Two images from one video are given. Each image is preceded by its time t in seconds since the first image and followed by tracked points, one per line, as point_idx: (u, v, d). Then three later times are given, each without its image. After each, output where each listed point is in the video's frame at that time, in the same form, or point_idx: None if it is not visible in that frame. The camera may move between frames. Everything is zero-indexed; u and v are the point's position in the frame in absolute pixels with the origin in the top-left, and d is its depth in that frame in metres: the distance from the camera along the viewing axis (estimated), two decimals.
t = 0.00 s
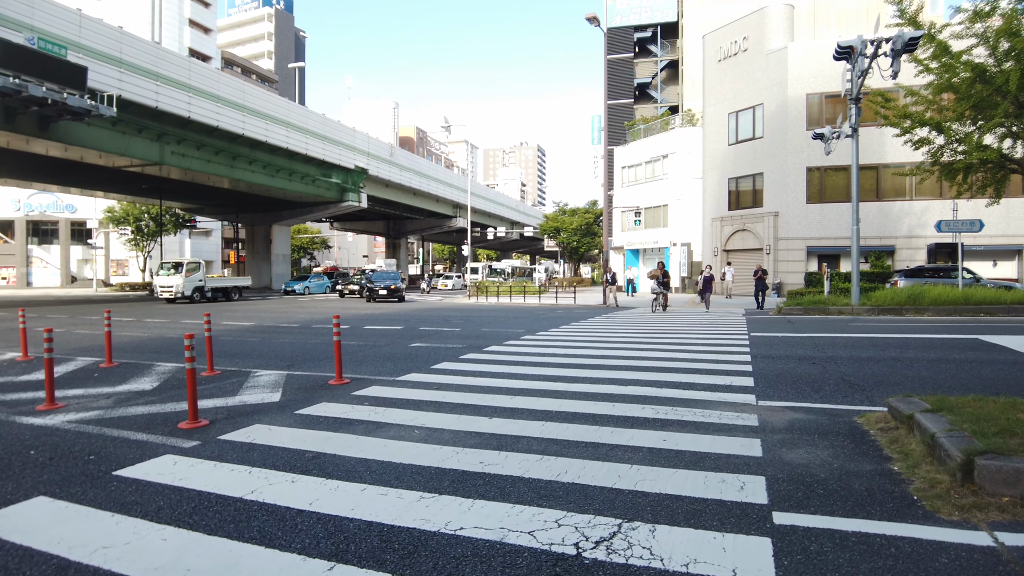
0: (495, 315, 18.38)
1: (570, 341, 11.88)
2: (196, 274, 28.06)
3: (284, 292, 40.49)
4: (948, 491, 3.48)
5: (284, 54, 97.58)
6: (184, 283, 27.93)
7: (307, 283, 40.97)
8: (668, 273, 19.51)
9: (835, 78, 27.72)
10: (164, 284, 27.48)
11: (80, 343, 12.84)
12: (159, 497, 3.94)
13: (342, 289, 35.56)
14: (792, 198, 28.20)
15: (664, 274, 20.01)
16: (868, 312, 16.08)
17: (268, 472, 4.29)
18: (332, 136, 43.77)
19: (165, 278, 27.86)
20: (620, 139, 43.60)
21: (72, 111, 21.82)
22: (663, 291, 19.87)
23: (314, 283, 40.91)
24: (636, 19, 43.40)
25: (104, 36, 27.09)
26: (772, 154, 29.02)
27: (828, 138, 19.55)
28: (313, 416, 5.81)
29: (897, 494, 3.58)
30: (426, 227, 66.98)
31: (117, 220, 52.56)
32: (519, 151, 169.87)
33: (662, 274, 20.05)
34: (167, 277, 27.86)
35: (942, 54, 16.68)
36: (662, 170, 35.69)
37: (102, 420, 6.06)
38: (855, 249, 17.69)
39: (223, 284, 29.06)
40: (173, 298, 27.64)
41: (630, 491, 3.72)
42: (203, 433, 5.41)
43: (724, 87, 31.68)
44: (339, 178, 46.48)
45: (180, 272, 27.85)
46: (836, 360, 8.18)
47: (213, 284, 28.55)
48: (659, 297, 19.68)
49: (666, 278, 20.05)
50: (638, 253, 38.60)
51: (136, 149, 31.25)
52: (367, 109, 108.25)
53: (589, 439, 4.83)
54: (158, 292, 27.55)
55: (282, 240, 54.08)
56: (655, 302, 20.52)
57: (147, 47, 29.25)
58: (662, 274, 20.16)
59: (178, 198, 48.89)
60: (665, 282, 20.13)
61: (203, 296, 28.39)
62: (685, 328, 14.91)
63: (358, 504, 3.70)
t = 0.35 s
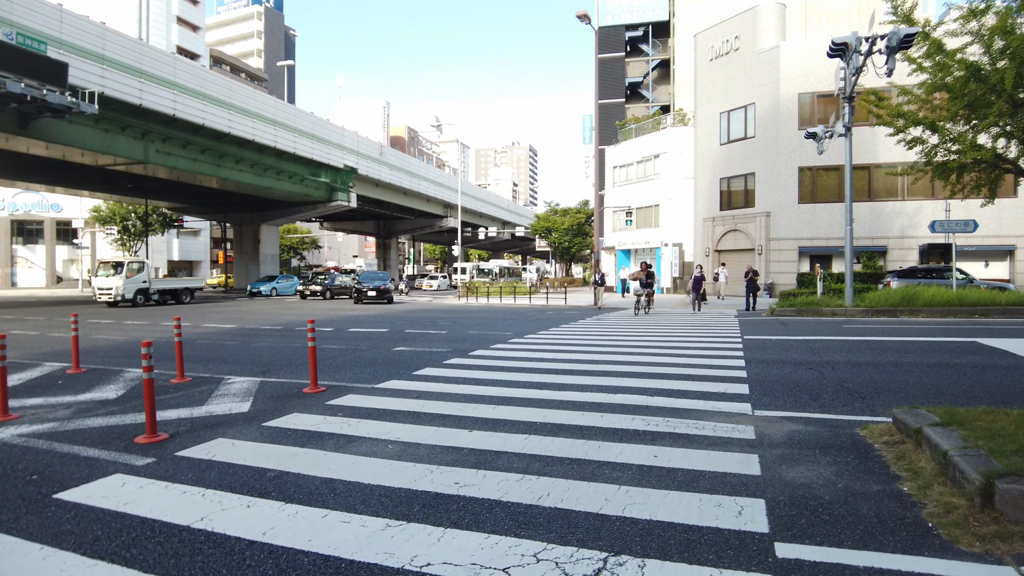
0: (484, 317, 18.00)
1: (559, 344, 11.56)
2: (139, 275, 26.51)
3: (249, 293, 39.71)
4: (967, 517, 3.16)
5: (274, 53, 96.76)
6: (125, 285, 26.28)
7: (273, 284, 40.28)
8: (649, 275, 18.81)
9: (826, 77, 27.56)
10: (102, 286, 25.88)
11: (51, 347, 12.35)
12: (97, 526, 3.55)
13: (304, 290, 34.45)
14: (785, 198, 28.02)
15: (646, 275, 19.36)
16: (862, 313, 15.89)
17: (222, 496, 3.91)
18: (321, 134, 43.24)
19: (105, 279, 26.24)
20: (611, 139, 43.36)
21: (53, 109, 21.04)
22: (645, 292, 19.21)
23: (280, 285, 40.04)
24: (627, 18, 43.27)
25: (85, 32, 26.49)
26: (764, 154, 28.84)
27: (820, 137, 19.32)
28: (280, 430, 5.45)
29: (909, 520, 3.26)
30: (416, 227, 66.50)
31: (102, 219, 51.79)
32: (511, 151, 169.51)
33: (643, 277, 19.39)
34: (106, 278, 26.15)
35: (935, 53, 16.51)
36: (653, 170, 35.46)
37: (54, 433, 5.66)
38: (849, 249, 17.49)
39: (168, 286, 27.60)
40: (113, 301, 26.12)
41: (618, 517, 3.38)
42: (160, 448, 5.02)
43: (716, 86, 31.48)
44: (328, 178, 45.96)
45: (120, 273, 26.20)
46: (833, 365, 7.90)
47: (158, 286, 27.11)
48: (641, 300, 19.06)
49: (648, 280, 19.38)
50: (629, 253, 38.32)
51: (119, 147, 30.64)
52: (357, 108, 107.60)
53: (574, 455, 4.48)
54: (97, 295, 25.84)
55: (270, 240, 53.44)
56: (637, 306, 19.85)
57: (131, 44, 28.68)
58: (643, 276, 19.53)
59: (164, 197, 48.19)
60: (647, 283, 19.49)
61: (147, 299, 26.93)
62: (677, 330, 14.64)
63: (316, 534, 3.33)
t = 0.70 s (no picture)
0: (473, 317, 17.59)
1: (550, 345, 11.18)
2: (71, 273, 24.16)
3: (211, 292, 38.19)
4: (999, 543, 2.82)
5: (264, 50, 95.97)
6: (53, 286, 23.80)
7: (237, 284, 38.89)
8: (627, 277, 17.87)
9: (820, 76, 27.36)
10: (26, 286, 23.49)
11: (23, 349, 11.89)
12: (24, 553, 3.16)
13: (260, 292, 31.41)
14: (778, 197, 27.79)
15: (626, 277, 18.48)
16: (858, 313, 15.64)
17: (171, 517, 3.53)
18: (311, 132, 42.68)
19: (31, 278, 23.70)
20: (603, 138, 43.06)
21: (34, 104, 20.41)
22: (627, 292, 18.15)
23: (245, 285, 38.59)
24: (620, 16, 43.05)
25: (69, 26, 25.91)
26: (757, 153, 28.62)
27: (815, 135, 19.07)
28: (246, 439, 5.06)
29: (932, 545, 2.92)
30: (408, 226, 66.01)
31: (89, 218, 51.05)
32: (504, 150, 168.98)
33: (626, 278, 18.53)
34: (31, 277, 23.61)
35: (932, 49, 16.27)
36: (646, 169, 35.19)
37: (2, 443, 5.24)
38: (844, 249, 17.24)
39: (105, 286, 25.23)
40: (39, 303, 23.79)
41: (609, 542, 3.02)
42: (113, 461, 4.63)
43: (709, 84, 31.25)
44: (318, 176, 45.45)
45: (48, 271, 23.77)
46: (833, 368, 7.57)
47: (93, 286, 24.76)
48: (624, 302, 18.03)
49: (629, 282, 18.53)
50: (621, 252, 38.03)
51: (103, 144, 30.04)
52: (349, 107, 106.91)
53: (561, 467, 4.12)
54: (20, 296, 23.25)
55: (259, 239, 52.80)
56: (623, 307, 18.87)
57: (115, 38, 28.11)
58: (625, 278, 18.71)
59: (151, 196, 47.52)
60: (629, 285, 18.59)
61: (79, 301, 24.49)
62: (670, 331, 14.30)
63: (270, 562, 2.96)
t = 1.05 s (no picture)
0: (460, 319, 17.19)
1: (536, 348, 10.80)
2: None
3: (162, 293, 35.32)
4: None
5: (252, 49, 95.03)
6: None
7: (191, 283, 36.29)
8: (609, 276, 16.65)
9: (810, 75, 27.22)
10: None
11: None
12: None
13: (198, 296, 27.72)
14: (768, 197, 27.62)
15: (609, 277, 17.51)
16: (850, 314, 15.40)
17: (97, 554, 3.14)
18: (297, 131, 42.08)
19: None
20: (593, 137, 42.81)
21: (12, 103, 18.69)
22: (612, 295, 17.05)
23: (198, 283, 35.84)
24: (610, 15, 42.80)
25: (47, 21, 25.24)
26: (748, 153, 28.44)
27: (806, 134, 18.84)
28: (201, 458, 4.66)
29: None
30: (397, 226, 65.46)
31: (72, 218, 50.19)
32: (494, 150, 168.58)
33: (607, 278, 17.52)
34: None
35: (924, 47, 16.09)
36: (636, 169, 34.95)
37: None
38: (835, 249, 17.01)
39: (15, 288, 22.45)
40: None
41: None
42: (50, 483, 4.23)
43: (699, 84, 31.04)
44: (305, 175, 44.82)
45: None
46: (831, 374, 7.22)
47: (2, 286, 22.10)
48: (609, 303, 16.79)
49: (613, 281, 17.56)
50: (611, 253, 37.75)
51: (83, 142, 29.33)
52: (338, 106, 106.11)
53: (538, 490, 3.76)
54: None
55: (246, 239, 52.08)
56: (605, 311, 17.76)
57: (96, 34, 27.46)
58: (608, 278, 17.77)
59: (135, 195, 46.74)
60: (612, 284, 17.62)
61: None
62: (662, 332, 14.02)
63: None
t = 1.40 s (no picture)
0: (445, 320, 16.81)
1: (521, 350, 10.45)
2: None
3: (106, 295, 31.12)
4: None
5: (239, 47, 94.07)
6: None
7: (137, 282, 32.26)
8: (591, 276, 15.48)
9: (800, 75, 27.09)
10: None
11: None
12: None
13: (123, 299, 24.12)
14: (758, 197, 27.43)
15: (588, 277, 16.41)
16: (841, 314, 15.17)
17: None
18: (283, 129, 41.46)
19: None
20: (582, 136, 42.53)
21: None
22: (590, 296, 15.95)
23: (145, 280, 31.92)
24: (600, 13, 42.56)
25: (23, 14, 24.55)
26: (737, 152, 28.25)
27: (796, 132, 18.62)
28: (145, 474, 4.26)
29: None
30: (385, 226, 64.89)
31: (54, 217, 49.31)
32: (484, 150, 168.07)
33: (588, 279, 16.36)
34: None
35: (915, 44, 15.91)
36: (625, 168, 34.71)
37: None
38: (826, 248, 16.78)
39: None
40: None
41: None
42: None
43: (688, 82, 30.83)
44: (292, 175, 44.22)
45: None
46: (824, 378, 6.93)
47: None
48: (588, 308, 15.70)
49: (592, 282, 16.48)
50: (601, 253, 37.48)
51: (61, 140, 28.59)
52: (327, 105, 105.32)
53: (510, 512, 3.40)
54: None
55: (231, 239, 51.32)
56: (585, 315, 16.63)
57: (74, 29, 26.78)
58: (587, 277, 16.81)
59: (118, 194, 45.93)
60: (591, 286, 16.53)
61: None
62: (650, 333, 13.70)
63: None
